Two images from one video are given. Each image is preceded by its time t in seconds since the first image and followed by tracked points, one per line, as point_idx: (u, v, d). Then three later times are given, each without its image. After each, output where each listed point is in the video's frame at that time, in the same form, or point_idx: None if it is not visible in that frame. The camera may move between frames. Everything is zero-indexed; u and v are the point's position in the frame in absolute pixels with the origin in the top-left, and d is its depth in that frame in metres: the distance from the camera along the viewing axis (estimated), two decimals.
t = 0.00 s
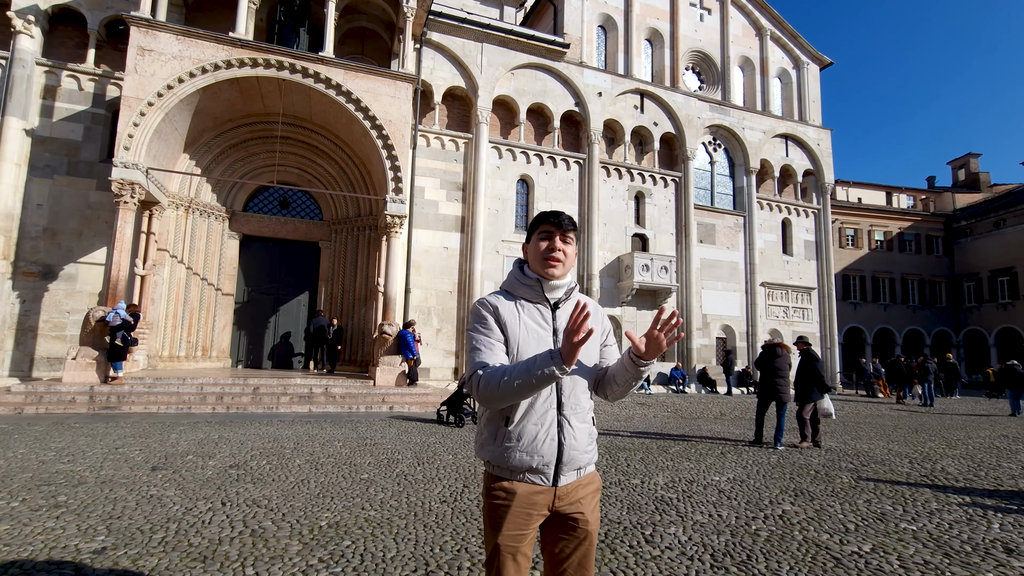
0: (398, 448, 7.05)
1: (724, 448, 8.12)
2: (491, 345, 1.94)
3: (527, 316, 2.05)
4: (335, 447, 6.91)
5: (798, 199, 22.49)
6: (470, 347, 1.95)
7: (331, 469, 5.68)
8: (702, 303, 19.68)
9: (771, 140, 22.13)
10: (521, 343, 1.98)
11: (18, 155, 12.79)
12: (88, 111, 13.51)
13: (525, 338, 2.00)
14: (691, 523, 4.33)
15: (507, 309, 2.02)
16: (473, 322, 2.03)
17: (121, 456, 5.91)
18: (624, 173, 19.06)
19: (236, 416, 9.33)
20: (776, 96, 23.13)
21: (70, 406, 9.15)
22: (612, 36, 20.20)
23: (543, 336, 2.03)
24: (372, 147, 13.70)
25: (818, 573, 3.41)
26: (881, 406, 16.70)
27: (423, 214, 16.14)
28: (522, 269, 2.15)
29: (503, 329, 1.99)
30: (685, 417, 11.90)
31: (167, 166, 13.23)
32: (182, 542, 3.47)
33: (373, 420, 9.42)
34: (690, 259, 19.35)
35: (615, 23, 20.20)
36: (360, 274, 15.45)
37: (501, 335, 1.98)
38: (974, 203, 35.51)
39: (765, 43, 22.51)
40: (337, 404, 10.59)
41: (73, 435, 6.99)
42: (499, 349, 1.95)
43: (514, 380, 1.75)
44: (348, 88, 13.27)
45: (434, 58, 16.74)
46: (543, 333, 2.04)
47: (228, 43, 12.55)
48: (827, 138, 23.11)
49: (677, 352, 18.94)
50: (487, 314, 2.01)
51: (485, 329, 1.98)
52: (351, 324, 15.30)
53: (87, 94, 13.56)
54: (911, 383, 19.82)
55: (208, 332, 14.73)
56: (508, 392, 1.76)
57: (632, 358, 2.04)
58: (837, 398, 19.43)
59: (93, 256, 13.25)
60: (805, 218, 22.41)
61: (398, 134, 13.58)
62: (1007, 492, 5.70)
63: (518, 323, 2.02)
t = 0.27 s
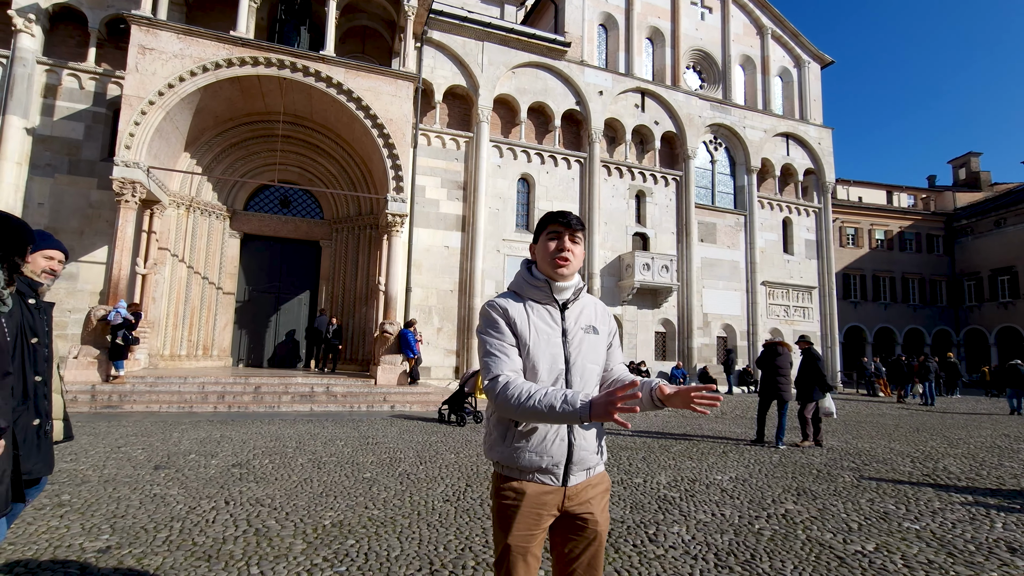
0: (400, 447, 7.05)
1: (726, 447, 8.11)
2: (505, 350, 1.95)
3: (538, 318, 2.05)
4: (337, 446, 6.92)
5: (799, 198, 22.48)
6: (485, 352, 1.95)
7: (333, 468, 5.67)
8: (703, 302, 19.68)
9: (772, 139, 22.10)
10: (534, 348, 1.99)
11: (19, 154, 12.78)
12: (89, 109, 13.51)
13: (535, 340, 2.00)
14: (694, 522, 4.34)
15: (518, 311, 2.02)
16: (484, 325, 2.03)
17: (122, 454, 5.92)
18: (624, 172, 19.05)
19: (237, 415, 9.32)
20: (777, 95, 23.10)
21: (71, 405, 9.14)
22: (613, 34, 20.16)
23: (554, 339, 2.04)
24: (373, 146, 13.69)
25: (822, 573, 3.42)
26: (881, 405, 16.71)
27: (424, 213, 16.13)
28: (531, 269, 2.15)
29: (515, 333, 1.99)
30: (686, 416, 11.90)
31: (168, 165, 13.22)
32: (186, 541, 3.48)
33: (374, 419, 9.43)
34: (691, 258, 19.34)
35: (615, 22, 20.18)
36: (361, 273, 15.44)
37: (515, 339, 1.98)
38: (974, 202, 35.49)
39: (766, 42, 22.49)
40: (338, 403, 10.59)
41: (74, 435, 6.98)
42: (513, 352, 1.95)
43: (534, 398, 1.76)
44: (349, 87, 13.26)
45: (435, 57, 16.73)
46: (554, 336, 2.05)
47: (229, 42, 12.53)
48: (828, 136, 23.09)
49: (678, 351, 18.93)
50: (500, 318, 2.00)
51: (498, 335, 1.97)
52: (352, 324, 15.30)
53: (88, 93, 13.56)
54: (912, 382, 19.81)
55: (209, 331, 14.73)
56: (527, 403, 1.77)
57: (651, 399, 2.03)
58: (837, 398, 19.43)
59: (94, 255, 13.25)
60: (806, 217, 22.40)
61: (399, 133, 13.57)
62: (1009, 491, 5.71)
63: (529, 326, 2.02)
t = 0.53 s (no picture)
0: (402, 444, 7.07)
1: (727, 446, 8.12)
2: (509, 350, 1.95)
3: (545, 317, 2.05)
4: (339, 444, 6.93)
5: (799, 196, 22.48)
6: (488, 352, 1.96)
7: (335, 466, 5.69)
8: (703, 300, 19.69)
9: (773, 137, 22.09)
10: (540, 348, 1.99)
11: (19, 152, 12.78)
12: (89, 107, 13.49)
13: (542, 339, 2.01)
14: (697, 521, 4.42)
15: (526, 308, 2.03)
16: (490, 324, 2.03)
17: (125, 452, 5.96)
18: (625, 170, 19.05)
19: (239, 412, 9.34)
20: (778, 93, 23.08)
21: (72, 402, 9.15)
22: (613, 31, 20.12)
23: (561, 338, 2.04)
24: (374, 144, 13.69)
25: (824, 571, 3.51)
26: (881, 404, 16.74)
27: (424, 211, 16.12)
28: (539, 267, 2.15)
29: (520, 332, 2.00)
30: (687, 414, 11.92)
31: (169, 163, 13.22)
32: (191, 539, 3.50)
33: (375, 417, 9.44)
34: (691, 256, 19.34)
35: (616, 19, 20.14)
36: (361, 271, 15.44)
37: (519, 338, 1.99)
38: (975, 200, 35.49)
39: (767, 40, 22.46)
40: (339, 401, 10.60)
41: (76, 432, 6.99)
42: (516, 352, 1.96)
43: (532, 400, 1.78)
44: (350, 85, 13.25)
45: (435, 54, 16.71)
46: (561, 334, 2.05)
47: (229, 40, 12.52)
48: (829, 135, 23.08)
49: (678, 349, 18.93)
50: (505, 316, 2.01)
51: (503, 333, 1.98)
52: (353, 322, 15.31)
53: (88, 90, 13.54)
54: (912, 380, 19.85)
55: (209, 329, 14.74)
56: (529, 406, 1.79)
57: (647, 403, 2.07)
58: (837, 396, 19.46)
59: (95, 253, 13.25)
60: (807, 215, 22.40)
61: (400, 131, 13.57)
62: (1010, 489, 5.73)
63: (536, 325, 2.02)
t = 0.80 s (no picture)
0: (403, 439, 7.09)
1: (726, 440, 8.16)
2: (506, 346, 1.98)
3: (548, 311, 2.06)
4: (340, 439, 6.96)
5: (799, 191, 22.48)
6: (484, 348, 1.99)
7: (337, 460, 5.71)
8: (702, 296, 19.71)
9: (773, 132, 22.05)
10: (539, 344, 2.01)
11: (17, 146, 12.73)
12: (87, 101, 13.44)
13: (543, 334, 2.02)
14: (697, 514, 4.47)
15: (527, 304, 2.04)
16: (491, 319, 2.04)
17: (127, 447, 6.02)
18: (625, 165, 19.02)
19: (239, 407, 9.36)
20: (778, 88, 23.03)
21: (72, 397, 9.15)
22: (613, 25, 20.03)
23: (563, 333, 2.05)
24: (373, 139, 13.66)
25: (824, 564, 3.56)
26: (880, 398, 16.80)
27: (424, 206, 16.10)
28: (544, 263, 2.17)
29: (519, 328, 2.02)
30: (686, 409, 11.95)
31: (167, 158, 13.19)
32: (193, 532, 3.53)
33: (375, 412, 9.46)
34: (690, 252, 19.35)
35: (616, 13, 20.05)
36: (361, 267, 15.44)
37: (517, 335, 2.01)
38: (974, 195, 35.50)
39: (767, 34, 22.38)
40: (339, 396, 10.62)
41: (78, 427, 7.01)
42: (512, 349, 1.99)
43: (525, 398, 1.82)
44: (349, 79, 13.21)
45: (434, 49, 16.65)
46: (564, 330, 2.06)
47: (228, 33, 12.46)
48: (829, 130, 23.05)
49: (678, 344, 18.96)
50: (505, 311, 2.02)
51: (502, 330, 2.00)
52: (353, 317, 15.32)
53: (86, 84, 13.47)
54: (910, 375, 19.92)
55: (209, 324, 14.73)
56: (523, 403, 1.82)
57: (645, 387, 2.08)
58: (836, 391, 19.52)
59: (94, 248, 13.23)
60: (806, 210, 22.40)
61: (399, 125, 13.54)
62: (1008, 483, 5.77)
63: (537, 320, 2.03)
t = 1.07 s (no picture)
0: (402, 434, 7.11)
1: (724, 434, 8.19)
2: (497, 339, 2.04)
3: (544, 302, 2.09)
4: (338, 433, 6.97)
5: (796, 186, 22.51)
6: (478, 338, 2.08)
7: (335, 454, 5.72)
8: (701, 290, 19.74)
9: (771, 126, 22.05)
10: (530, 334, 2.04)
11: (12, 140, 12.64)
12: (82, 95, 13.34)
13: (539, 326, 2.04)
14: (696, 508, 4.49)
15: (522, 297, 2.09)
16: (489, 312, 2.13)
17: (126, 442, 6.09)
18: (623, 160, 19.00)
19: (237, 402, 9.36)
20: (776, 82, 23.02)
21: (70, 392, 9.13)
22: (612, 19, 19.95)
23: (559, 323, 2.06)
24: (371, 133, 13.60)
25: (821, 556, 3.59)
26: (876, 393, 16.88)
27: (422, 201, 16.06)
28: (545, 257, 2.21)
29: (513, 320, 2.07)
30: (684, 404, 12.00)
31: (164, 152, 13.12)
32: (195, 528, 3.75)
33: (374, 406, 9.47)
34: (689, 247, 19.36)
35: (615, 6, 19.96)
36: (358, 261, 15.41)
37: (509, 326, 2.07)
38: (971, 191, 35.58)
39: (766, 29, 22.33)
40: (337, 391, 10.63)
41: (76, 422, 7.00)
42: (504, 341, 2.05)
43: (497, 379, 1.91)
44: (346, 73, 13.15)
45: (432, 42, 16.56)
46: (561, 319, 2.07)
47: (224, 26, 12.36)
48: (827, 125, 23.06)
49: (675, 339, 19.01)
50: (500, 303, 2.11)
51: (495, 322, 2.08)
52: (351, 311, 15.31)
53: (80, 78, 13.37)
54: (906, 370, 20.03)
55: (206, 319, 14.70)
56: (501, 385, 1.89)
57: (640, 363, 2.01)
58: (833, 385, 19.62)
59: (90, 243, 13.17)
60: (804, 205, 22.44)
61: (397, 120, 13.49)
62: (1003, 477, 5.82)
63: (530, 310, 2.07)
